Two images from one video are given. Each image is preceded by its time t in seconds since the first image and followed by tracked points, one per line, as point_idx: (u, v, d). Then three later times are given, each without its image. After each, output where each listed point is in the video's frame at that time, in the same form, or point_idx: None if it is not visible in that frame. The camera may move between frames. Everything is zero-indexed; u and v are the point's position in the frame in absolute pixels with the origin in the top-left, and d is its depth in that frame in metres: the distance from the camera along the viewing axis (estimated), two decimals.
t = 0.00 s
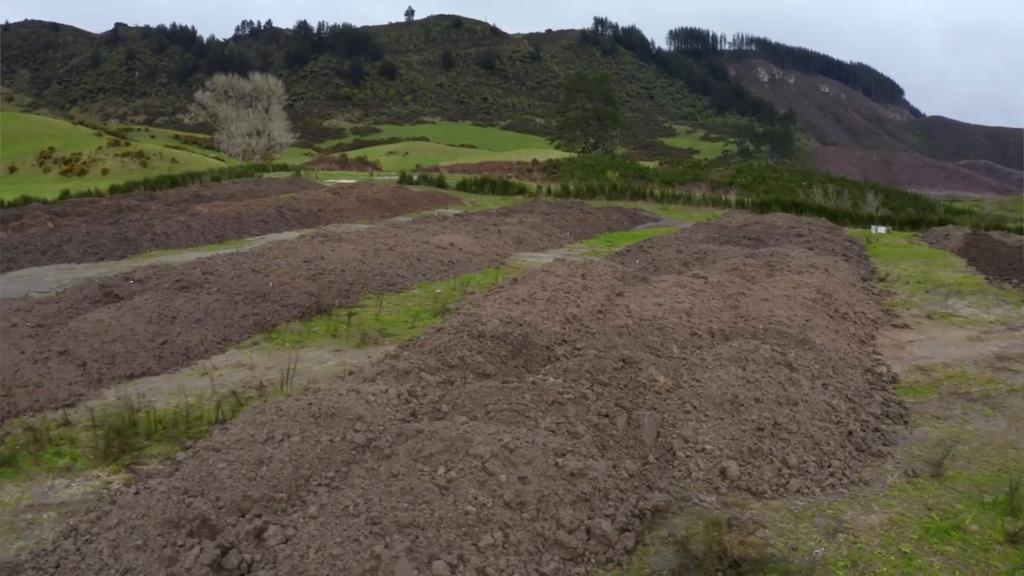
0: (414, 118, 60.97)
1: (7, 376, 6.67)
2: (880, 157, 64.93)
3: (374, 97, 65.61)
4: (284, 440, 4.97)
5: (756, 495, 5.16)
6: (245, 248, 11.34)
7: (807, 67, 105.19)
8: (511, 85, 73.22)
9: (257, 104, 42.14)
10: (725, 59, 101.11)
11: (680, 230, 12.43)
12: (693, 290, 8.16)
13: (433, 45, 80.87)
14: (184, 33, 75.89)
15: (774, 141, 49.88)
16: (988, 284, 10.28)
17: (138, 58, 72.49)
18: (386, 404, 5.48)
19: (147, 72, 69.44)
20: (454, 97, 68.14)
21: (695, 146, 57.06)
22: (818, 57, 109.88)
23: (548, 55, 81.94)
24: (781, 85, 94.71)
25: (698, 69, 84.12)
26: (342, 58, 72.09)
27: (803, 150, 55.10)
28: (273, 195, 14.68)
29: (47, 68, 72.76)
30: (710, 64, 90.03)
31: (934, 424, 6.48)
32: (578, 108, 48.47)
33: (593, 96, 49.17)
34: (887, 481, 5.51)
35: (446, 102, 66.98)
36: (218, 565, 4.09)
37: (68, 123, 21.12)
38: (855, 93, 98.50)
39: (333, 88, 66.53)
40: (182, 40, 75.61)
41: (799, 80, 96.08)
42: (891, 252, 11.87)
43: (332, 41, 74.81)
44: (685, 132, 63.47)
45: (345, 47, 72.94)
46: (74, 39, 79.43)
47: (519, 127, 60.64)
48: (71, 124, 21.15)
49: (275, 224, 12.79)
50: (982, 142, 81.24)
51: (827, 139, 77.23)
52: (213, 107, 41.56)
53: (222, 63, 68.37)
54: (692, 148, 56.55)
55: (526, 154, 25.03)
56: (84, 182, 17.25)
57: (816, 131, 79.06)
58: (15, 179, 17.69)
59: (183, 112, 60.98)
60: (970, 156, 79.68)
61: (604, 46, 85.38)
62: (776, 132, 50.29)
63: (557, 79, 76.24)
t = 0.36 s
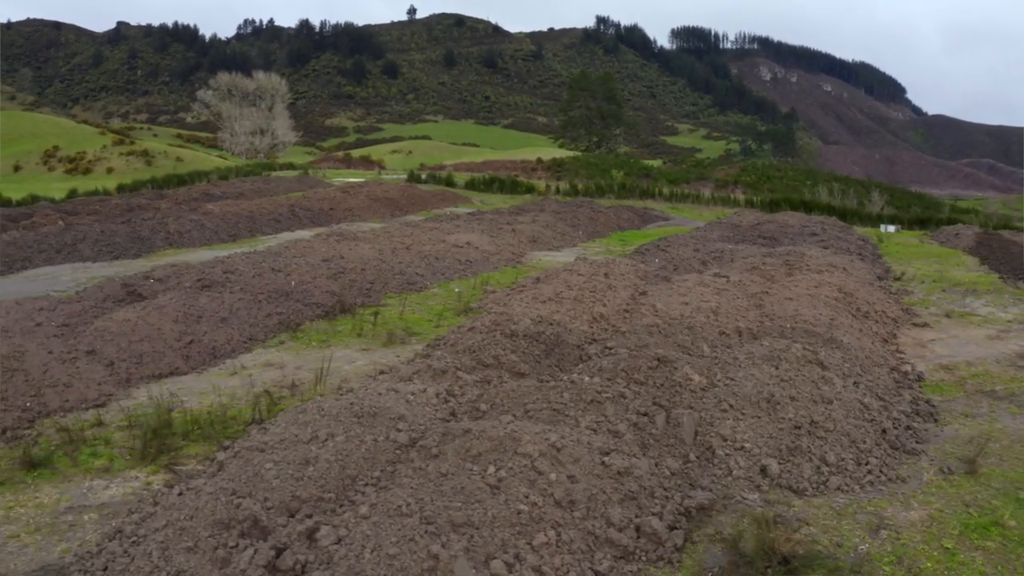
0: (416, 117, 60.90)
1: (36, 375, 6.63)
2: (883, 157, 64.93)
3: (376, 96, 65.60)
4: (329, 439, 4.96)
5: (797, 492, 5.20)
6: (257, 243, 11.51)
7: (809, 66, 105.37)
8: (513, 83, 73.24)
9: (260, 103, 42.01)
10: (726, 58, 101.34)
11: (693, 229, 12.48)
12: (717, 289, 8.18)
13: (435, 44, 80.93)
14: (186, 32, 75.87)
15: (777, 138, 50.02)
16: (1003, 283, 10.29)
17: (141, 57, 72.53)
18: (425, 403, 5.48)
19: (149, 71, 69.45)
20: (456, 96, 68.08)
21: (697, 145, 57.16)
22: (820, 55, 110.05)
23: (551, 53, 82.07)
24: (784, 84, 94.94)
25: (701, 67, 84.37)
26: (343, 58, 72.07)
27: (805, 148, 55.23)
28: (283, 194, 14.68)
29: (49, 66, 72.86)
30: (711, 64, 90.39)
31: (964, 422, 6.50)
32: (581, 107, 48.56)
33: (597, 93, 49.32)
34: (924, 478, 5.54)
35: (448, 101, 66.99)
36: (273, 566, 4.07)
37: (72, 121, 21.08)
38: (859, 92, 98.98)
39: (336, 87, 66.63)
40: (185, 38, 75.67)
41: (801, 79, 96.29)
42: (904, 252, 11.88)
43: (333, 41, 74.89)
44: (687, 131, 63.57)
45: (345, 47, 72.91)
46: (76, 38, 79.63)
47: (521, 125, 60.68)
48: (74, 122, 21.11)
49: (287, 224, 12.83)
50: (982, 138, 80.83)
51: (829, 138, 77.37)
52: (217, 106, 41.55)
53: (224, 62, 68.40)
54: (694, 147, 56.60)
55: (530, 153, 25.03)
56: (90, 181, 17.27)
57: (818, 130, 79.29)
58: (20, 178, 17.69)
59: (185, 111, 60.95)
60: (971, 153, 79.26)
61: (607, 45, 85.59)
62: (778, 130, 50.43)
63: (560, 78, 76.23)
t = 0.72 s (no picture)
0: (418, 116, 60.85)
1: (65, 377, 6.57)
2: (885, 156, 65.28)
3: (379, 95, 65.64)
4: (372, 441, 4.95)
5: (837, 492, 5.23)
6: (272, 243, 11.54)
7: (812, 65, 105.54)
8: (515, 82, 73.31)
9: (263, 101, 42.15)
10: (728, 57, 101.68)
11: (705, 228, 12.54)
12: (741, 289, 8.20)
13: (438, 42, 81.07)
14: (188, 32, 75.98)
15: (780, 137, 50.22)
16: (1018, 283, 10.28)
17: (143, 56, 72.69)
18: (463, 405, 5.48)
19: (152, 70, 69.59)
20: (459, 95, 67.99)
21: (700, 144, 57.23)
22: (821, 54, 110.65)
23: (554, 52, 82.34)
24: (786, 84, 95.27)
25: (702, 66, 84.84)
26: (345, 58, 72.17)
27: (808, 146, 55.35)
28: (293, 194, 14.66)
29: (53, 66, 73.19)
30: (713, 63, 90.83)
31: (994, 422, 6.50)
32: (584, 105, 48.71)
33: (600, 93, 49.55)
34: (960, 477, 5.55)
35: (450, 100, 67.02)
36: (327, 570, 4.05)
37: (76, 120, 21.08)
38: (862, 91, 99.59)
39: (337, 86, 66.76)
40: (186, 38, 75.81)
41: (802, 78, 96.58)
42: (916, 251, 11.89)
43: (334, 40, 74.92)
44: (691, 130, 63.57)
45: (348, 46, 73.38)
46: (79, 37, 79.93)
47: (522, 124, 60.73)
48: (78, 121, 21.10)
49: (299, 223, 12.85)
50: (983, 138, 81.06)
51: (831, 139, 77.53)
52: (220, 104, 41.58)
53: (225, 61, 68.52)
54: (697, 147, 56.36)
55: (534, 152, 25.02)
56: (95, 181, 17.32)
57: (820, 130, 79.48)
58: (26, 177, 17.80)
59: (187, 109, 60.95)
60: (974, 152, 79.34)
61: (608, 45, 86.21)
62: (780, 130, 50.64)
63: (563, 77, 76.31)
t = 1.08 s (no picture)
0: (420, 115, 60.87)
1: (96, 378, 6.52)
2: (888, 157, 65.73)
3: (381, 94, 65.77)
4: (420, 443, 4.94)
5: (879, 491, 5.26)
6: (288, 243, 11.56)
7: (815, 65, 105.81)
8: (518, 82, 73.28)
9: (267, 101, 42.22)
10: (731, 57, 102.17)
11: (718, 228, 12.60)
12: (766, 289, 8.23)
13: (441, 42, 81.32)
14: (190, 32, 76.03)
15: (782, 137, 50.39)
16: None
17: (147, 56, 72.94)
18: (505, 405, 5.48)
19: (155, 70, 69.68)
20: (461, 94, 67.98)
21: (703, 142, 57.38)
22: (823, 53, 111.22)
23: (556, 52, 82.75)
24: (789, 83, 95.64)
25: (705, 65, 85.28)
26: (348, 57, 72.34)
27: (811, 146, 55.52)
28: (302, 194, 14.62)
29: (56, 67, 73.41)
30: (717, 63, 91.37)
31: None
32: (588, 104, 48.92)
33: (604, 93, 49.61)
34: (997, 476, 5.56)
35: (453, 98, 67.07)
36: (386, 572, 4.05)
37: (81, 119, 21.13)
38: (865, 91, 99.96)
39: (339, 86, 66.89)
40: (188, 37, 76.02)
41: (804, 78, 96.95)
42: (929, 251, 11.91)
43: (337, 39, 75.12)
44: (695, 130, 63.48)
45: (350, 45, 73.86)
46: (82, 37, 80.35)
47: (524, 123, 60.73)
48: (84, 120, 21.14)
49: (312, 223, 12.87)
50: (986, 138, 81.04)
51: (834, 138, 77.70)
52: (224, 103, 41.67)
53: (227, 61, 68.71)
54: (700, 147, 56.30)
55: (538, 151, 25.03)
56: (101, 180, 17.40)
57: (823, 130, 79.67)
58: (32, 177, 17.83)
59: (189, 109, 60.92)
60: (975, 152, 79.09)
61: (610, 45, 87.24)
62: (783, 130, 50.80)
63: (566, 76, 76.45)
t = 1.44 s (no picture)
0: (424, 115, 60.90)
1: (131, 380, 6.45)
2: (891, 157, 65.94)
3: (384, 94, 65.89)
4: (471, 445, 4.94)
5: (924, 491, 5.29)
6: (304, 244, 11.58)
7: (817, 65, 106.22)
8: (520, 81, 73.36)
9: (271, 101, 42.36)
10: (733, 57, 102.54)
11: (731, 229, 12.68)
12: (792, 290, 8.26)
13: (444, 42, 81.54)
14: (193, 32, 75.97)
15: (785, 137, 50.63)
16: None
17: (151, 56, 73.06)
18: (550, 407, 5.50)
19: (158, 70, 69.67)
20: (464, 94, 68.03)
21: (706, 142, 57.58)
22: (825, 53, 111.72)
23: (558, 53, 83.09)
24: (792, 83, 96.00)
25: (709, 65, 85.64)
26: (352, 58, 72.58)
27: (813, 146, 55.75)
28: (313, 194, 14.65)
29: (58, 66, 73.41)
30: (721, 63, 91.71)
31: None
32: (593, 104, 49.21)
33: (607, 93, 49.67)
34: None
35: (455, 98, 67.16)
36: None
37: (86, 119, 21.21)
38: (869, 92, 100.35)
39: (342, 86, 67.02)
40: (191, 37, 76.12)
41: (807, 78, 97.36)
42: (943, 252, 11.98)
43: (342, 40, 75.52)
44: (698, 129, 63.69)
45: (355, 46, 74.65)
46: (84, 36, 80.32)
47: (527, 123, 60.79)
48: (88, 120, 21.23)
49: (327, 224, 12.89)
50: (990, 138, 81.39)
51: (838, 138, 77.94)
52: (229, 103, 41.70)
53: (230, 61, 68.83)
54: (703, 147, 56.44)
55: (543, 151, 25.05)
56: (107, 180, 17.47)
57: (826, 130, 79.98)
58: (37, 177, 17.89)
59: (192, 109, 60.89)
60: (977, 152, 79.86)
61: (613, 45, 87.98)
62: (786, 130, 51.08)
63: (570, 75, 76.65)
